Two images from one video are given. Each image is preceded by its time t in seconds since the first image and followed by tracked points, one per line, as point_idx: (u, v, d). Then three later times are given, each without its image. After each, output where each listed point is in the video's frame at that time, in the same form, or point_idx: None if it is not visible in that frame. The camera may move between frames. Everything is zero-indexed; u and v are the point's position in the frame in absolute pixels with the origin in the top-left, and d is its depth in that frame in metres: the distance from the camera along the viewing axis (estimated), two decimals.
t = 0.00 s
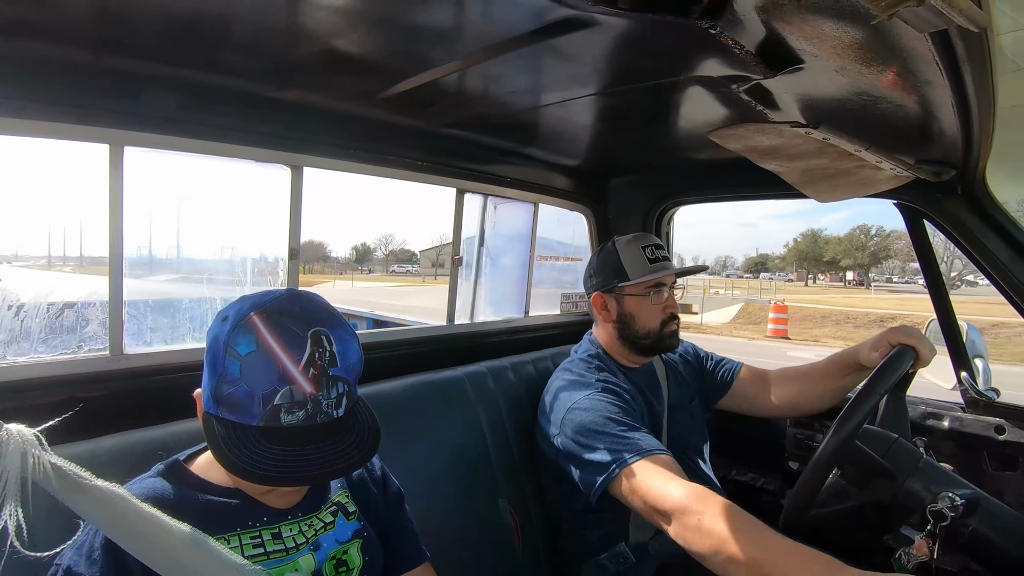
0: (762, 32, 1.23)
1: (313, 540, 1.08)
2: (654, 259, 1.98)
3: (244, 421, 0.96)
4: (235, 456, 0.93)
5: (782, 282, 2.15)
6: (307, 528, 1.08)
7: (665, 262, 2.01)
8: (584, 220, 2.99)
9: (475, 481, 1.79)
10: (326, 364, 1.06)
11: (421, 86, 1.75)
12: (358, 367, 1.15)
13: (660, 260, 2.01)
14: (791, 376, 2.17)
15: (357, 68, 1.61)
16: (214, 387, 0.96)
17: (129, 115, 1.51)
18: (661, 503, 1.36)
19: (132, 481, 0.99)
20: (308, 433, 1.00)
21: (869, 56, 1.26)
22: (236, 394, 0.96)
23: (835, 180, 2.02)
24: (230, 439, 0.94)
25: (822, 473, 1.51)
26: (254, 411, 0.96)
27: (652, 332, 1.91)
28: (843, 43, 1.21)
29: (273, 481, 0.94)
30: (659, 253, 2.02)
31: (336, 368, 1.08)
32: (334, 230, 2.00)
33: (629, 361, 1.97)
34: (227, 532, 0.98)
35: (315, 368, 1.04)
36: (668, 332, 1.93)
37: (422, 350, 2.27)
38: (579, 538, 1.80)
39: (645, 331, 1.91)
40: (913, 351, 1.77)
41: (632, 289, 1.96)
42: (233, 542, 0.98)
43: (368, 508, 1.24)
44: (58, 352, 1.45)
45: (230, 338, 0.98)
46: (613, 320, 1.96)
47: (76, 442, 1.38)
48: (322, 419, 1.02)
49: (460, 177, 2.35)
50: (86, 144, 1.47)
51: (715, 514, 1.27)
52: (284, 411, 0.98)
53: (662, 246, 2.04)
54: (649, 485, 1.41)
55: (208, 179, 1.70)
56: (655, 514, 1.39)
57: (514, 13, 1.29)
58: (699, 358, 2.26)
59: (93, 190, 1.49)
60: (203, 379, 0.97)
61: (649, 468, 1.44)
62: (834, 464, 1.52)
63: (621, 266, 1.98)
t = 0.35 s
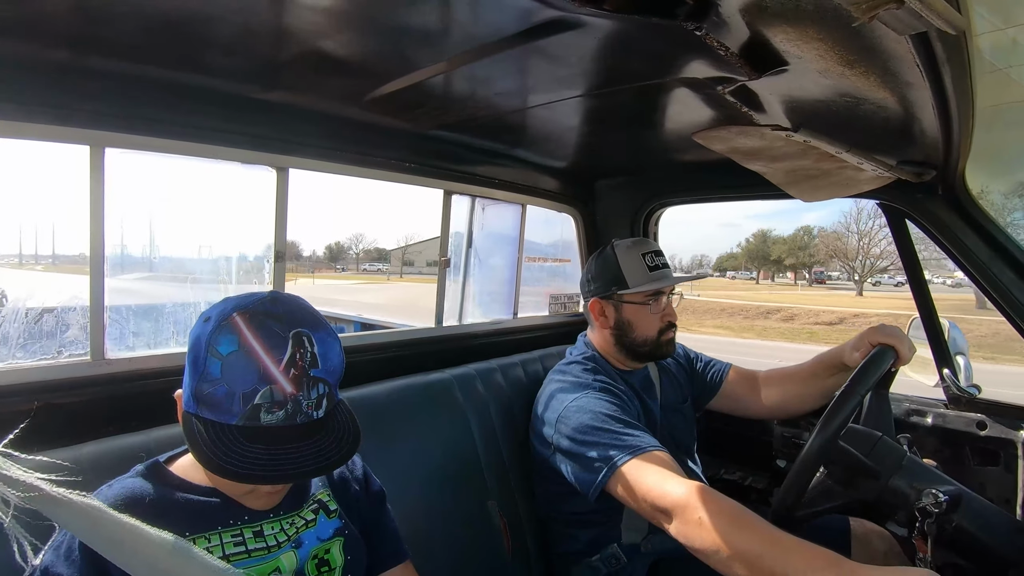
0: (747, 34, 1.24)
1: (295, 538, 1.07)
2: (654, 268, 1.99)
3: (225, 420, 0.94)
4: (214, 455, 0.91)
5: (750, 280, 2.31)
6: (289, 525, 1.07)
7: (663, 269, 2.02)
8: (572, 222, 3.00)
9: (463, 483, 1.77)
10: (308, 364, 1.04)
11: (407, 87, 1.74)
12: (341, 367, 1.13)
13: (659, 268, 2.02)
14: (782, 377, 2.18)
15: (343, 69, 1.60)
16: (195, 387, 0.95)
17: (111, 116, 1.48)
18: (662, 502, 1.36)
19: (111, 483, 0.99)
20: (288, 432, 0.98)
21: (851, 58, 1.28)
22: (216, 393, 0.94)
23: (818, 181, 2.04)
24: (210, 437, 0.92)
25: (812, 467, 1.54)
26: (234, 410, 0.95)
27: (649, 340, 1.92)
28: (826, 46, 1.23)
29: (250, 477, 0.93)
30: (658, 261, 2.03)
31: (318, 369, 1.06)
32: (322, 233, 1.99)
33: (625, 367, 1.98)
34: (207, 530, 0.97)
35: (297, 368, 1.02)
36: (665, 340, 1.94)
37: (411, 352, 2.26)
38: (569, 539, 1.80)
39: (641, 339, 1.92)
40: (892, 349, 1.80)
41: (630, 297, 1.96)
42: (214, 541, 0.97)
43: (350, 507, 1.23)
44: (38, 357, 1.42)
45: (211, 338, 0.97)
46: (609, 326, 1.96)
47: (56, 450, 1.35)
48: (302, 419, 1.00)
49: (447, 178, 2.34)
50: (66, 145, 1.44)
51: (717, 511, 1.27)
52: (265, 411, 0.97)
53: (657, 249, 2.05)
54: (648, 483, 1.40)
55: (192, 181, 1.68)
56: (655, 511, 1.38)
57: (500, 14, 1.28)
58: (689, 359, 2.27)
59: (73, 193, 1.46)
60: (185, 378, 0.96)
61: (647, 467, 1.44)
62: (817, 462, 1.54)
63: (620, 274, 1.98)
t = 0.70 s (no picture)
0: (736, 35, 1.24)
1: (275, 524, 1.06)
2: (642, 261, 2.01)
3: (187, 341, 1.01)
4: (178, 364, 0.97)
5: (706, 278, 2.39)
6: (269, 511, 1.07)
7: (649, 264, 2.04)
8: (562, 220, 3.01)
9: (452, 479, 1.78)
10: (255, 292, 1.12)
11: (397, 85, 1.73)
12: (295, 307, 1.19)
13: (644, 261, 2.04)
14: (769, 375, 2.20)
15: (333, 66, 1.59)
16: (157, 328, 1.04)
17: (94, 113, 1.46)
18: (650, 497, 1.36)
19: (95, 472, 1.02)
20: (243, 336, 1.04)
21: (839, 59, 1.29)
22: (173, 322, 1.03)
23: (805, 180, 2.06)
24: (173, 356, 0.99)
25: (798, 465, 1.54)
26: (192, 330, 1.02)
27: (638, 332, 1.94)
28: (813, 47, 1.24)
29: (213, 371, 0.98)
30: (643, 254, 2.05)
31: (267, 297, 1.13)
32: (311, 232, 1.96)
33: (615, 360, 2.00)
34: (187, 511, 1.00)
35: (243, 291, 1.10)
36: (653, 330, 1.97)
37: (401, 350, 2.25)
38: (559, 536, 1.81)
39: (631, 331, 1.94)
40: (883, 345, 1.82)
41: (620, 291, 1.97)
42: (192, 523, 0.98)
43: (335, 499, 1.21)
44: (20, 356, 1.39)
45: (165, 291, 1.08)
46: (599, 321, 1.96)
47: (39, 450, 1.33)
48: (257, 329, 1.06)
49: (437, 176, 2.33)
50: (50, 141, 1.42)
51: (704, 505, 1.29)
52: (219, 322, 1.03)
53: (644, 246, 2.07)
54: (638, 480, 1.41)
55: (178, 179, 1.65)
56: (643, 506, 1.39)
57: (490, 12, 1.28)
58: (675, 357, 2.28)
59: (58, 191, 1.44)
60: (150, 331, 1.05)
61: (635, 463, 1.45)
62: (806, 458, 1.54)
63: (609, 268, 1.99)
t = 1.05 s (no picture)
0: (730, 36, 1.25)
1: (272, 530, 1.06)
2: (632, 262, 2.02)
3: (166, 389, 0.96)
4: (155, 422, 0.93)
5: (688, 280, 2.36)
6: (266, 518, 1.07)
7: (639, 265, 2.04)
8: (556, 219, 3.01)
9: (446, 480, 1.78)
10: (241, 325, 1.04)
11: (391, 82, 1.73)
12: (286, 331, 1.12)
13: (636, 262, 2.04)
14: (761, 378, 2.22)
15: (328, 63, 1.58)
16: (136, 364, 0.98)
17: (84, 107, 1.44)
18: (639, 499, 1.37)
19: (85, 479, 1.00)
20: (227, 387, 0.99)
21: (831, 60, 1.30)
22: (152, 364, 0.97)
23: (798, 181, 2.07)
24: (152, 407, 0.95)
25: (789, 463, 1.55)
26: (172, 376, 0.97)
27: (631, 333, 1.94)
28: (807, 48, 1.25)
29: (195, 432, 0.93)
30: (634, 255, 2.06)
31: (254, 329, 1.06)
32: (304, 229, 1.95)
33: (607, 361, 2.00)
34: (181, 522, 0.99)
35: (228, 328, 1.02)
36: (644, 332, 1.98)
37: (394, 348, 2.25)
38: (552, 534, 1.81)
39: (624, 332, 1.93)
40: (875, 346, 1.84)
41: (612, 292, 1.97)
42: (187, 533, 0.98)
43: (332, 503, 1.21)
44: (10, 353, 1.38)
45: (144, 317, 1.00)
46: (592, 322, 1.97)
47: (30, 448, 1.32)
48: (243, 376, 1.01)
49: (431, 174, 2.33)
50: (40, 136, 1.40)
51: (691, 508, 1.29)
52: (202, 370, 0.98)
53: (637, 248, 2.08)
54: (625, 481, 1.41)
55: (170, 174, 1.64)
56: (630, 509, 1.40)
57: (486, 11, 1.28)
58: (667, 359, 2.29)
59: (48, 186, 1.43)
60: (127, 360, 0.99)
61: (623, 465, 1.46)
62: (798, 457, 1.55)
63: (600, 268, 1.99)
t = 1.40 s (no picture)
0: (725, 40, 1.26)
1: (265, 533, 1.05)
2: (622, 265, 2.01)
3: (169, 400, 0.95)
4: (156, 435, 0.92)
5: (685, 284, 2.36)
6: (259, 521, 1.06)
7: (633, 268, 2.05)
8: (552, 221, 3.01)
9: (441, 483, 1.77)
10: (249, 338, 1.03)
11: (386, 85, 1.73)
12: (293, 344, 1.11)
13: (627, 265, 2.04)
14: (755, 381, 2.22)
15: (323, 65, 1.58)
16: (139, 372, 0.97)
17: (77, 108, 1.44)
18: (631, 501, 1.37)
19: (77, 482, 0.99)
20: (231, 403, 0.97)
21: (825, 64, 1.30)
22: (157, 374, 0.96)
23: (792, 184, 2.08)
24: (154, 419, 0.94)
25: (784, 466, 1.55)
26: (176, 389, 0.96)
27: (621, 336, 1.94)
28: (801, 52, 1.25)
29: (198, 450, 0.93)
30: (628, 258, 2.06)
31: (262, 343, 1.05)
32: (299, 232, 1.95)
33: (599, 364, 2.00)
34: (174, 526, 0.98)
35: (236, 342, 1.01)
36: (635, 335, 1.96)
37: (389, 352, 2.24)
38: (547, 538, 1.81)
39: (614, 336, 1.94)
40: (871, 348, 1.85)
41: (601, 294, 1.97)
42: (179, 536, 0.97)
43: (324, 506, 1.21)
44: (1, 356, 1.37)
45: (151, 323, 0.99)
46: (582, 325, 1.97)
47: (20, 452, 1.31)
48: (248, 391, 0.99)
49: (427, 177, 2.33)
50: (33, 138, 1.39)
51: (683, 510, 1.29)
52: (206, 385, 0.97)
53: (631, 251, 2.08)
54: (618, 483, 1.41)
55: (164, 176, 1.63)
56: (622, 510, 1.40)
57: (481, 14, 1.28)
58: (663, 362, 2.29)
59: (41, 188, 1.42)
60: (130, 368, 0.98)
61: (617, 466, 1.45)
62: (792, 460, 1.55)
63: (590, 271, 2.00)
